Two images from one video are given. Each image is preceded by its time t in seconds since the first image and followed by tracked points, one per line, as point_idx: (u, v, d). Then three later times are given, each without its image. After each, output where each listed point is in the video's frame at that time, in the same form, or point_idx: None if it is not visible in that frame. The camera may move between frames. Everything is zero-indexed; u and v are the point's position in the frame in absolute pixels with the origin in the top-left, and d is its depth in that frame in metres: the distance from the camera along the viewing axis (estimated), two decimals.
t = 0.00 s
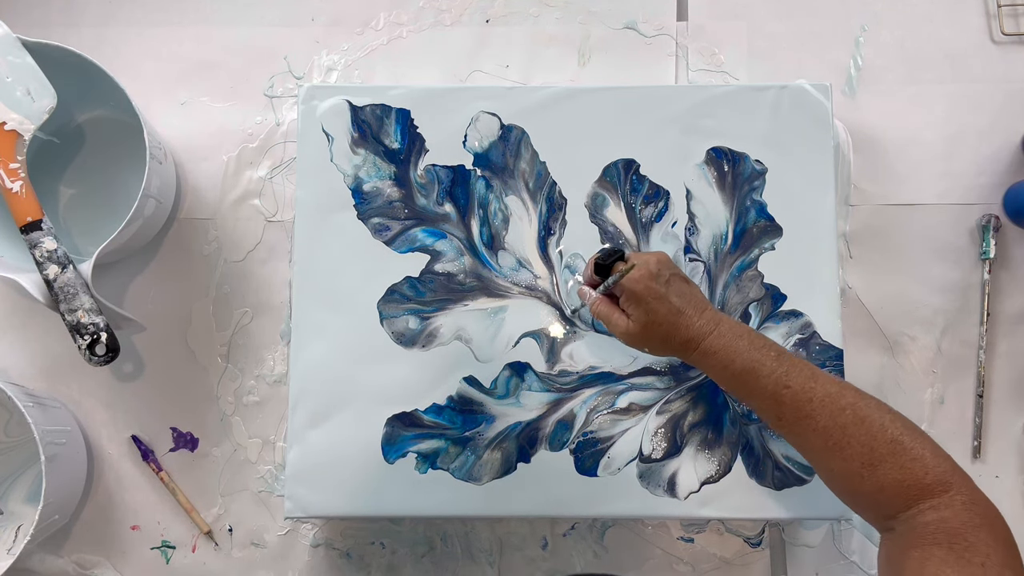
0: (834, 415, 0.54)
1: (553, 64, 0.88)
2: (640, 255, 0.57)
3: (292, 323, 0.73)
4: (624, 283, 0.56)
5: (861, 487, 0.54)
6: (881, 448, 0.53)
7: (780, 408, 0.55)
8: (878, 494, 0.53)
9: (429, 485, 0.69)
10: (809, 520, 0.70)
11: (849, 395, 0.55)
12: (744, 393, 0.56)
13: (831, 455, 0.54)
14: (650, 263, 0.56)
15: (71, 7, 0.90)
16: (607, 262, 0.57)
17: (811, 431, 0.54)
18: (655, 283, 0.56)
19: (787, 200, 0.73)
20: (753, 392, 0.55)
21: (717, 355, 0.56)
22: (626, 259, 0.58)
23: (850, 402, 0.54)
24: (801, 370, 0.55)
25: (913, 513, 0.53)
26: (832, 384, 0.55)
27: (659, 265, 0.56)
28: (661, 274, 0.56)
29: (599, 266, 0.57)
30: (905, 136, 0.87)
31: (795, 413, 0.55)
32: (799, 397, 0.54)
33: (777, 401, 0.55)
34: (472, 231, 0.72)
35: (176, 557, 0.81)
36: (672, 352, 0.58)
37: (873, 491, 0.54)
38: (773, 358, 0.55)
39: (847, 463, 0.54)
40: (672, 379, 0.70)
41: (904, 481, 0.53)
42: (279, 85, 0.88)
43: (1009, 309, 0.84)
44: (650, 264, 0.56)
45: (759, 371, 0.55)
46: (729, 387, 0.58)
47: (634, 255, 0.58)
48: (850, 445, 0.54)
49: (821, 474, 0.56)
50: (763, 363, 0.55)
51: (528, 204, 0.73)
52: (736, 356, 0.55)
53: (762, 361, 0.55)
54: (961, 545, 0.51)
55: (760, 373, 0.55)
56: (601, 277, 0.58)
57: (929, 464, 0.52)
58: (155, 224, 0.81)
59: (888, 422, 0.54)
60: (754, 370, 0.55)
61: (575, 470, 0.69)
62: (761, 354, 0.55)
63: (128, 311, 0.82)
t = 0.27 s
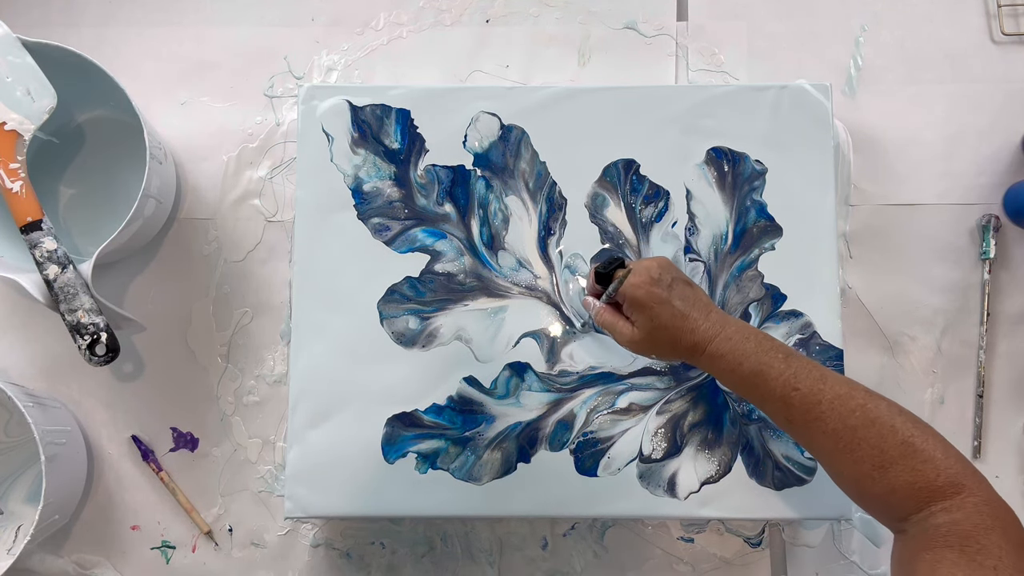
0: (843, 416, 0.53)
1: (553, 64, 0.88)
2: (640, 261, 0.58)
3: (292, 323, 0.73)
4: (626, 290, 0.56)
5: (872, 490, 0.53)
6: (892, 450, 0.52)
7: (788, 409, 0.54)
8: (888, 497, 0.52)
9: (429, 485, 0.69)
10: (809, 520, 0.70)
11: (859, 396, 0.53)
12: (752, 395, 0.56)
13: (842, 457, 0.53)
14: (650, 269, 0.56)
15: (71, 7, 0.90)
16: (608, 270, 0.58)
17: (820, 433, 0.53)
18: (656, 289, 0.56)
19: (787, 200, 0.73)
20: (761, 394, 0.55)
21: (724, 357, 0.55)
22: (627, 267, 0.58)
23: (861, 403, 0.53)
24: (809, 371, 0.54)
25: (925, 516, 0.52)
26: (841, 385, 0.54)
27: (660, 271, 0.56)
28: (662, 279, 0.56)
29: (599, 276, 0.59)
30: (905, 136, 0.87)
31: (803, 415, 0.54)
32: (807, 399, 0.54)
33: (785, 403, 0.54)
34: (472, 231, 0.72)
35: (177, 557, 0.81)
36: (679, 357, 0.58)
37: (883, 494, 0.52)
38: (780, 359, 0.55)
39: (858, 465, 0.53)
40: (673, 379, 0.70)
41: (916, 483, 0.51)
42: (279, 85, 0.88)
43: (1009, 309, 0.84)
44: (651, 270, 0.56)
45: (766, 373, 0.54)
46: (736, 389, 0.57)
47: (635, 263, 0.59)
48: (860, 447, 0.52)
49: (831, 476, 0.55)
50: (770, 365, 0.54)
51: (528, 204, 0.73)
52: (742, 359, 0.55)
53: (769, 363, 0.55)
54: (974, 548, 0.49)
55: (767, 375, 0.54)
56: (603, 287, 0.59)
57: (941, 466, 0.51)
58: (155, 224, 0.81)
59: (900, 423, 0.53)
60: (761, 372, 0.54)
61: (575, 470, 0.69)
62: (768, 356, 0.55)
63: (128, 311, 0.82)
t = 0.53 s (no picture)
0: (854, 422, 0.53)
1: (553, 64, 0.88)
2: (645, 268, 0.57)
3: (292, 323, 0.73)
4: (631, 297, 0.56)
5: (883, 495, 0.53)
6: (903, 455, 0.52)
7: (798, 415, 0.54)
8: (899, 501, 0.52)
9: (429, 485, 0.69)
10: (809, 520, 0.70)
11: (870, 400, 0.53)
12: (763, 401, 0.56)
13: (852, 463, 0.53)
14: (656, 276, 0.56)
15: (71, 7, 0.90)
16: (612, 277, 0.57)
17: (831, 439, 0.54)
18: (662, 295, 0.55)
19: (787, 200, 0.73)
20: (770, 400, 0.55)
21: (733, 363, 0.55)
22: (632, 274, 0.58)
23: (871, 408, 0.53)
24: (819, 376, 0.54)
25: (936, 521, 0.51)
26: (851, 390, 0.54)
27: (665, 277, 0.56)
28: (667, 286, 0.56)
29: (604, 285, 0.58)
30: (905, 136, 0.87)
31: (814, 420, 0.54)
32: (817, 404, 0.54)
33: (795, 409, 0.54)
34: (472, 231, 0.72)
35: (177, 557, 0.81)
36: (688, 364, 0.58)
37: (894, 498, 0.52)
38: (790, 364, 0.55)
39: (869, 471, 0.53)
40: (673, 379, 0.70)
41: (928, 488, 0.51)
42: (279, 85, 0.88)
43: (1009, 309, 0.84)
44: (656, 277, 0.56)
45: (776, 379, 0.54)
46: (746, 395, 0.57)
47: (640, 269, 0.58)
48: (871, 452, 0.52)
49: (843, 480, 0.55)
50: (780, 370, 0.54)
51: (528, 204, 0.73)
52: (750, 365, 0.55)
53: (779, 368, 0.54)
54: (985, 554, 0.49)
55: (777, 380, 0.54)
56: (608, 294, 0.58)
57: (954, 470, 0.51)
58: (155, 224, 0.81)
59: (911, 428, 0.52)
60: (771, 378, 0.54)
61: (575, 470, 0.69)
62: (777, 361, 0.55)
63: (129, 311, 0.82)
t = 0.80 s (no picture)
0: (865, 428, 0.53)
1: (553, 64, 0.88)
2: (654, 274, 0.58)
3: (292, 323, 0.73)
4: (641, 303, 0.56)
5: (894, 502, 0.53)
6: (915, 462, 0.52)
7: (809, 421, 0.55)
8: (910, 508, 0.52)
9: (429, 485, 0.69)
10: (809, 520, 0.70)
11: (881, 406, 0.54)
12: (774, 407, 0.56)
13: (864, 470, 0.53)
14: (665, 282, 0.56)
15: (71, 7, 0.90)
16: (622, 283, 0.58)
17: (842, 445, 0.54)
18: (672, 301, 0.56)
19: (787, 200, 0.73)
20: (781, 406, 0.55)
21: (744, 369, 0.56)
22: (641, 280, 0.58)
23: (882, 414, 0.53)
24: (830, 382, 0.55)
25: (948, 527, 0.51)
26: (863, 396, 0.54)
27: (675, 283, 0.57)
28: (677, 292, 0.56)
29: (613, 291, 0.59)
30: (905, 136, 0.87)
31: (824, 426, 0.54)
32: (828, 410, 0.54)
33: (806, 415, 0.54)
34: (472, 231, 0.72)
35: (176, 557, 0.81)
36: (698, 369, 0.58)
37: (905, 505, 0.52)
38: (800, 370, 0.55)
39: (880, 478, 0.53)
40: (672, 379, 0.70)
41: (938, 496, 0.51)
42: (279, 85, 0.88)
43: (1009, 309, 0.84)
44: (666, 282, 0.56)
45: (787, 385, 0.55)
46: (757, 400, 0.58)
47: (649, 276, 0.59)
48: (882, 459, 0.53)
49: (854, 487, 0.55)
50: (790, 377, 0.55)
51: (528, 204, 0.73)
52: (761, 370, 0.55)
53: (790, 374, 0.55)
54: (997, 561, 0.49)
55: (787, 386, 0.55)
56: (618, 301, 0.59)
57: (965, 478, 0.51)
58: (155, 224, 0.81)
59: (923, 434, 0.53)
60: (781, 384, 0.55)
61: (575, 470, 0.69)
62: (788, 367, 0.55)
63: (129, 311, 0.82)
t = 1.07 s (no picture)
0: (879, 435, 0.54)
1: (553, 65, 0.88)
2: (668, 279, 0.58)
3: (292, 323, 0.73)
4: (656, 308, 0.56)
5: (908, 509, 0.53)
6: (929, 470, 0.52)
7: (824, 428, 0.55)
8: (925, 516, 0.52)
9: (429, 485, 0.69)
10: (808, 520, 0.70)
11: (895, 414, 0.54)
12: (788, 413, 0.56)
13: (878, 477, 0.53)
14: (680, 287, 0.57)
15: (70, 7, 0.90)
16: (637, 289, 0.57)
17: (856, 452, 0.54)
18: (687, 306, 0.56)
19: (787, 200, 0.73)
20: (795, 412, 0.55)
21: (758, 375, 0.56)
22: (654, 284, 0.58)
23: (897, 421, 0.54)
24: (845, 389, 0.55)
25: (963, 535, 0.51)
26: (877, 403, 0.55)
27: (689, 289, 0.57)
28: (691, 297, 0.57)
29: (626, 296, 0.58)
30: (905, 136, 0.87)
31: (838, 433, 0.54)
32: (842, 417, 0.54)
33: (821, 422, 0.55)
34: (472, 231, 0.72)
35: (176, 557, 0.81)
36: (712, 375, 0.58)
37: (920, 513, 0.52)
38: (815, 376, 0.55)
39: (895, 485, 0.53)
40: (673, 379, 0.70)
41: (953, 504, 0.51)
42: (279, 85, 0.88)
43: (1009, 309, 0.84)
44: (680, 288, 0.57)
45: (801, 392, 0.55)
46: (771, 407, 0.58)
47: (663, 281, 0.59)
48: (897, 466, 0.53)
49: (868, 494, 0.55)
50: (805, 383, 0.55)
51: (528, 204, 0.73)
52: (776, 377, 0.56)
53: (804, 381, 0.55)
54: (1011, 569, 0.49)
55: (802, 393, 0.55)
56: (632, 305, 0.58)
57: (980, 486, 0.51)
58: (155, 224, 0.81)
59: (938, 442, 0.53)
60: (796, 390, 0.55)
61: (575, 470, 0.69)
62: (802, 373, 0.56)
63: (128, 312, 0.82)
